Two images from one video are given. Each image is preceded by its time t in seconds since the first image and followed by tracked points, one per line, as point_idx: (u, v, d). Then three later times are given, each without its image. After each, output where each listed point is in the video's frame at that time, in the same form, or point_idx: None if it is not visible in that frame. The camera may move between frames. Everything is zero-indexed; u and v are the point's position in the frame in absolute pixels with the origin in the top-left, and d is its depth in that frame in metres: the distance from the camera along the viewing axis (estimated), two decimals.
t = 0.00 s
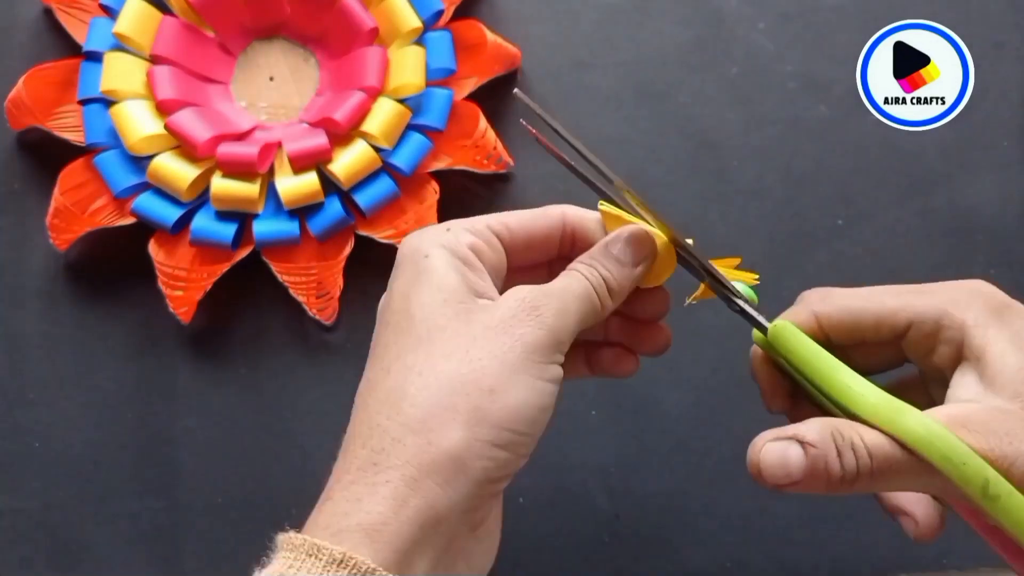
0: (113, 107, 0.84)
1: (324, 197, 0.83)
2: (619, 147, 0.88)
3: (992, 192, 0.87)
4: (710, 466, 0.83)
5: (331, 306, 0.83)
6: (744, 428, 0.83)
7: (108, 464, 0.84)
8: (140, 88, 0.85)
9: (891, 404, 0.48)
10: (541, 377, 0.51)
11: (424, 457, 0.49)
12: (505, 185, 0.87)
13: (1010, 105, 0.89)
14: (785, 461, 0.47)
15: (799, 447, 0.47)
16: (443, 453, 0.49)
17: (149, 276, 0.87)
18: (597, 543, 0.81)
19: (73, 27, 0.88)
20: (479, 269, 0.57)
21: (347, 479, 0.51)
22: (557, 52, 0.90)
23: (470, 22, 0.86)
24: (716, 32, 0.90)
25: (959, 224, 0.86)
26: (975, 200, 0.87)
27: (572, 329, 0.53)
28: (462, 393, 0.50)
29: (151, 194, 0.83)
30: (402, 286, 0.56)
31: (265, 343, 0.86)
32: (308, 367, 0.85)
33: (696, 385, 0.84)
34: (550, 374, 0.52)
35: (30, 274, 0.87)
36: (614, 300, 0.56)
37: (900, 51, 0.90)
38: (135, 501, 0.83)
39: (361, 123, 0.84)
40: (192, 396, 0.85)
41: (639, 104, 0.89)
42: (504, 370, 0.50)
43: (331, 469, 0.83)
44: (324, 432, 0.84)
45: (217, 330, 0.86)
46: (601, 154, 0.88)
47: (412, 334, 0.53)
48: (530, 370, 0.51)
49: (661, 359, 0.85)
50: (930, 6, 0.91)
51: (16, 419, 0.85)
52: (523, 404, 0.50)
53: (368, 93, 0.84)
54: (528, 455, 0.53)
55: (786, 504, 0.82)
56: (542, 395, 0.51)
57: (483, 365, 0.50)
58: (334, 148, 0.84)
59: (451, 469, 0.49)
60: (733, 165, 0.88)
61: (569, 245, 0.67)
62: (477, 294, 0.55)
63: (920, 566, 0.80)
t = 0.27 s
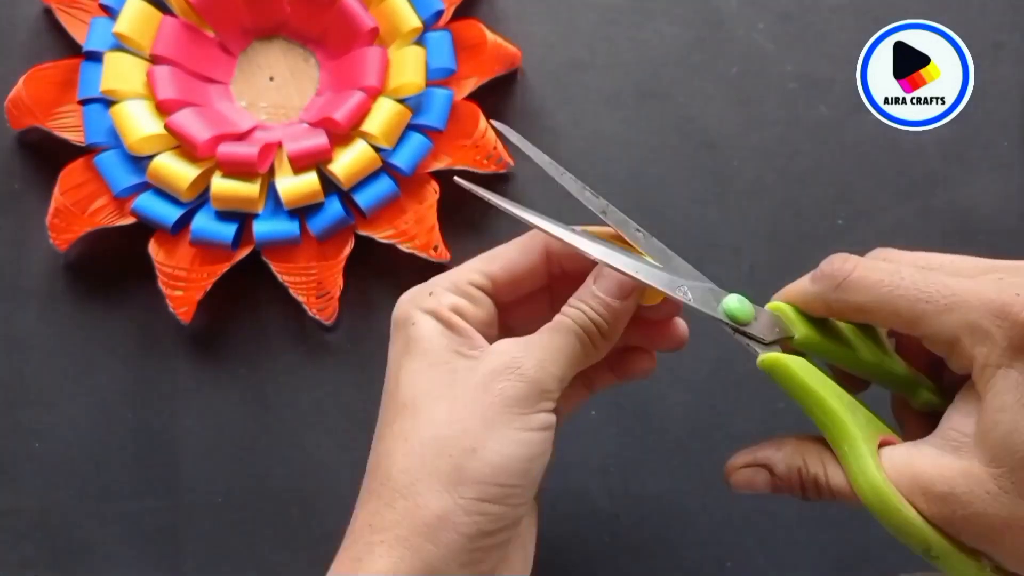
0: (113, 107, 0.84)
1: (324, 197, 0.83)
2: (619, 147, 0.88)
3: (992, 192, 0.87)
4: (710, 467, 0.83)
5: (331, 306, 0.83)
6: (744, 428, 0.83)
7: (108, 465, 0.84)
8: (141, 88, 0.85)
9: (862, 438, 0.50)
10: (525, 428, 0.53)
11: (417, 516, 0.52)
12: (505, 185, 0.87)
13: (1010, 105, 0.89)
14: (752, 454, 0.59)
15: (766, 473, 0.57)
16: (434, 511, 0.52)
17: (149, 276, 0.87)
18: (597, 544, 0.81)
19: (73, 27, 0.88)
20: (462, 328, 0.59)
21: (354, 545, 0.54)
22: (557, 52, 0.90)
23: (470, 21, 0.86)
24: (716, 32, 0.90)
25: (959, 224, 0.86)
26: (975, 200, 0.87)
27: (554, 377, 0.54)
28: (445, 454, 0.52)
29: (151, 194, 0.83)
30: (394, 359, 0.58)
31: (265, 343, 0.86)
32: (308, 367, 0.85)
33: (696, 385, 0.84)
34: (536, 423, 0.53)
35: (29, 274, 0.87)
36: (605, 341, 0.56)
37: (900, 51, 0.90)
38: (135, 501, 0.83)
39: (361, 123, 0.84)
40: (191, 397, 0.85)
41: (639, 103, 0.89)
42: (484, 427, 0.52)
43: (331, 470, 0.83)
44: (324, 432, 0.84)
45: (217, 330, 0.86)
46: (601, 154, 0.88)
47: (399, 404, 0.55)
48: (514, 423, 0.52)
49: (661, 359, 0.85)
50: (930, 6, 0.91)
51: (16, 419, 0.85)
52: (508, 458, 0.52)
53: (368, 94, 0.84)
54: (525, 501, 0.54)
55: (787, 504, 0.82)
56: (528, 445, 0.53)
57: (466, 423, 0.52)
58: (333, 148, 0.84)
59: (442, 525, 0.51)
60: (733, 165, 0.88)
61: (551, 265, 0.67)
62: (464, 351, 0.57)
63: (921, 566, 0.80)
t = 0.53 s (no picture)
0: (116, 108, 0.85)
1: (325, 197, 0.84)
2: (619, 148, 0.89)
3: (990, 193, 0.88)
4: (709, 465, 0.83)
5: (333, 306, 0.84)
6: (742, 426, 0.84)
7: (111, 463, 0.85)
8: (144, 90, 0.86)
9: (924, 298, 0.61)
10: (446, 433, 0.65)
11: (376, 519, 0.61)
12: (505, 186, 0.88)
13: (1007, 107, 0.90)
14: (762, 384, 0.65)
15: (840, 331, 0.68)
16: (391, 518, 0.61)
17: (153, 275, 0.88)
18: (595, 541, 0.82)
19: (76, 29, 0.89)
20: (371, 347, 0.69)
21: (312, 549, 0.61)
22: (557, 54, 0.91)
23: (470, 24, 0.86)
24: (716, 34, 0.91)
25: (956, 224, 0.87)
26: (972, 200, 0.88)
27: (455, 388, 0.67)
28: (399, 463, 0.62)
29: (154, 195, 0.84)
30: (313, 376, 0.66)
31: (266, 343, 0.87)
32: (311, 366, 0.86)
33: (694, 383, 0.85)
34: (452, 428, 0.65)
35: (33, 274, 0.88)
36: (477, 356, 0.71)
37: (900, 51, 0.91)
38: (138, 499, 0.84)
39: (362, 125, 0.84)
40: (194, 395, 0.86)
41: (639, 105, 0.90)
42: (420, 437, 0.63)
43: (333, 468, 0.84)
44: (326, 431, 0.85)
45: (218, 329, 0.87)
46: (601, 155, 0.89)
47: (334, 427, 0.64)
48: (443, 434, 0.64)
49: (660, 358, 0.85)
50: (927, 9, 0.92)
51: (19, 418, 0.86)
52: (441, 465, 0.64)
53: (369, 95, 0.85)
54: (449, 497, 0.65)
55: (784, 502, 0.83)
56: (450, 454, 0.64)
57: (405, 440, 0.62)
58: (335, 150, 0.85)
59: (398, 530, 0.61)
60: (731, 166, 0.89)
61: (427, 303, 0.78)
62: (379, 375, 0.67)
63: (917, 563, 0.81)
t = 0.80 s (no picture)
0: (117, 108, 0.85)
1: (327, 197, 0.84)
2: (621, 148, 0.89)
3: (993, 194, 0.88)
4: (712, 466, 0.83)
5: (334, 306, 0.84)
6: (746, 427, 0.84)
7: (111, 464, 0.84)
8: (145, 90, 0.85)
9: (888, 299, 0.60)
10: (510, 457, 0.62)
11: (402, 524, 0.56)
12: (507, 186, 0.88)
13: (1010, 107, 0.90)
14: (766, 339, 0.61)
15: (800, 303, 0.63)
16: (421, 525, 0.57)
17: (154, 276, 0.88)
18: (598, 543, 0.82)
19: (77, 29, 0.88)
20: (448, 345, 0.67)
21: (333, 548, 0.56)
22: (560, 53, 0.91)
23: (472, 23, 0.86)
24: (718, 33, 0.91)
25: (960, 224, 0.87)
26: (976, 200, 0.87)
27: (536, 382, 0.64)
28: (427, 454, 0.58)
29: (155, 195, 0.84)
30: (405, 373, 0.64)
31: (268, 343, 0.86)
32: (312, 366, 0.86)
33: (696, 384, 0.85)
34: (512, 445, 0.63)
35: (33, 274, 0.88)
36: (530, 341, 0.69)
37: (900, 52, 0.90)
38: (138, 501, 0.83)
39: (365, 124, 0.84)
40: (194, 396, 0.86)
41: (642, 105, 0.90)
42: (451, 410, 0.59)
43: (334, 469, 0.84)
44: (328, 432, 0.84)
45: (219, 330, 0.87)
46: (604, 155, 0.89)
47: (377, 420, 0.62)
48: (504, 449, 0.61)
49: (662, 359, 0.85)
50: (930, 9, 0.92)
51: (19, 419, 0.85)
52: (479, 484, 0.59)
53: (371, 95, 0.85)
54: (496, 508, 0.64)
55: (788, 504, 0.82)
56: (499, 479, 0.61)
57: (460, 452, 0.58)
58: (337, 149, 0.84)
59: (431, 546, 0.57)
60: (735, 165, 0.88)
61: (539, 304, 0.76)
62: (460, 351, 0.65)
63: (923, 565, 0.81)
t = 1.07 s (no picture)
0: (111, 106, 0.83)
1: (324, 196, 0.82)
2: (623, 145, 0.87)
3: (1002, 191, 0.86)
4: (716, 468, 0.82)
5: (331, 306, 0.82)
6: (750, 429, 0.82)
7: (105, 466, 0.83)
8: (140, 87, 0.84)
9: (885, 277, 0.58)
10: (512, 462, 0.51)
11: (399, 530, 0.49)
12: (507, 183, 0.86)
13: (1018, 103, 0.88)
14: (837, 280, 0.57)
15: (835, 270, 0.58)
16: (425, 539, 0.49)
17: (148, 276, 0.86)
18: (600, 548, 0.80)
19: (70, 25, 0.87)
20: (428, 343, 0.57)
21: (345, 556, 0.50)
22: (560, 49, 0.89)
23: (471, 18, 0.85)
24: (721, 29, 0.89)
25: (968, 222, 0.85)
26: (984, 197, 0.86)
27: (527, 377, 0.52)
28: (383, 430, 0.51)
29: (150, 194, 0.82)
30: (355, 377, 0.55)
31: (264, 344, 0.85)
32: (309, 367, 0.84)
33: (700, 385, 0.83)
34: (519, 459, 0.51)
35: (26, 274, 0.86)
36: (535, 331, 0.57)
37: (900, 51, 0.89)
38: (132, 504, 0.82)
39: (362, 121, 0.83)
40: (189, 398, 0.84)
41: (644, 102, 0.88)
42: (414, 408, 0.51)
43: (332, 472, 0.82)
44: (326, 434, 0.83)
45: (215, 331, 0.85)
46: (605, 152, 0.87)
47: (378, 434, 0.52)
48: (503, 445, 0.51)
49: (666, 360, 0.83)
50: (936, 4, 0.90)
51: (12, 421, 0.84)
52: (456, 469, 0.49)
53: (369, 91, 0.83)
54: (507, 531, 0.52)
55: (793, 507, 0.81)
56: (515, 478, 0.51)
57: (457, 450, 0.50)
58: (333, 147, 0.83)
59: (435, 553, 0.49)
60: (739, 163, 0.86)
61: (524, 299, 0.66)
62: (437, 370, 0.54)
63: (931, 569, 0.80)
